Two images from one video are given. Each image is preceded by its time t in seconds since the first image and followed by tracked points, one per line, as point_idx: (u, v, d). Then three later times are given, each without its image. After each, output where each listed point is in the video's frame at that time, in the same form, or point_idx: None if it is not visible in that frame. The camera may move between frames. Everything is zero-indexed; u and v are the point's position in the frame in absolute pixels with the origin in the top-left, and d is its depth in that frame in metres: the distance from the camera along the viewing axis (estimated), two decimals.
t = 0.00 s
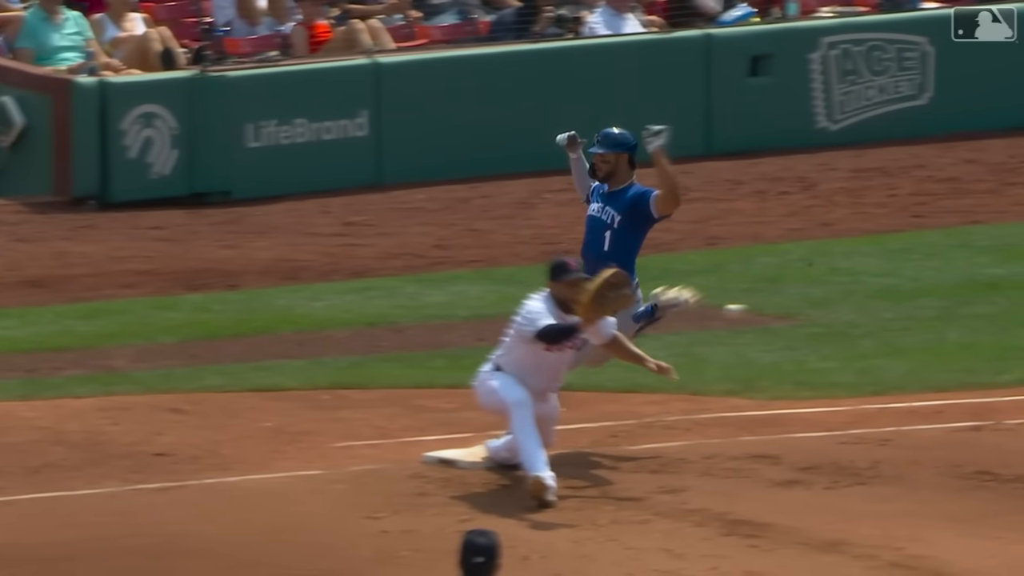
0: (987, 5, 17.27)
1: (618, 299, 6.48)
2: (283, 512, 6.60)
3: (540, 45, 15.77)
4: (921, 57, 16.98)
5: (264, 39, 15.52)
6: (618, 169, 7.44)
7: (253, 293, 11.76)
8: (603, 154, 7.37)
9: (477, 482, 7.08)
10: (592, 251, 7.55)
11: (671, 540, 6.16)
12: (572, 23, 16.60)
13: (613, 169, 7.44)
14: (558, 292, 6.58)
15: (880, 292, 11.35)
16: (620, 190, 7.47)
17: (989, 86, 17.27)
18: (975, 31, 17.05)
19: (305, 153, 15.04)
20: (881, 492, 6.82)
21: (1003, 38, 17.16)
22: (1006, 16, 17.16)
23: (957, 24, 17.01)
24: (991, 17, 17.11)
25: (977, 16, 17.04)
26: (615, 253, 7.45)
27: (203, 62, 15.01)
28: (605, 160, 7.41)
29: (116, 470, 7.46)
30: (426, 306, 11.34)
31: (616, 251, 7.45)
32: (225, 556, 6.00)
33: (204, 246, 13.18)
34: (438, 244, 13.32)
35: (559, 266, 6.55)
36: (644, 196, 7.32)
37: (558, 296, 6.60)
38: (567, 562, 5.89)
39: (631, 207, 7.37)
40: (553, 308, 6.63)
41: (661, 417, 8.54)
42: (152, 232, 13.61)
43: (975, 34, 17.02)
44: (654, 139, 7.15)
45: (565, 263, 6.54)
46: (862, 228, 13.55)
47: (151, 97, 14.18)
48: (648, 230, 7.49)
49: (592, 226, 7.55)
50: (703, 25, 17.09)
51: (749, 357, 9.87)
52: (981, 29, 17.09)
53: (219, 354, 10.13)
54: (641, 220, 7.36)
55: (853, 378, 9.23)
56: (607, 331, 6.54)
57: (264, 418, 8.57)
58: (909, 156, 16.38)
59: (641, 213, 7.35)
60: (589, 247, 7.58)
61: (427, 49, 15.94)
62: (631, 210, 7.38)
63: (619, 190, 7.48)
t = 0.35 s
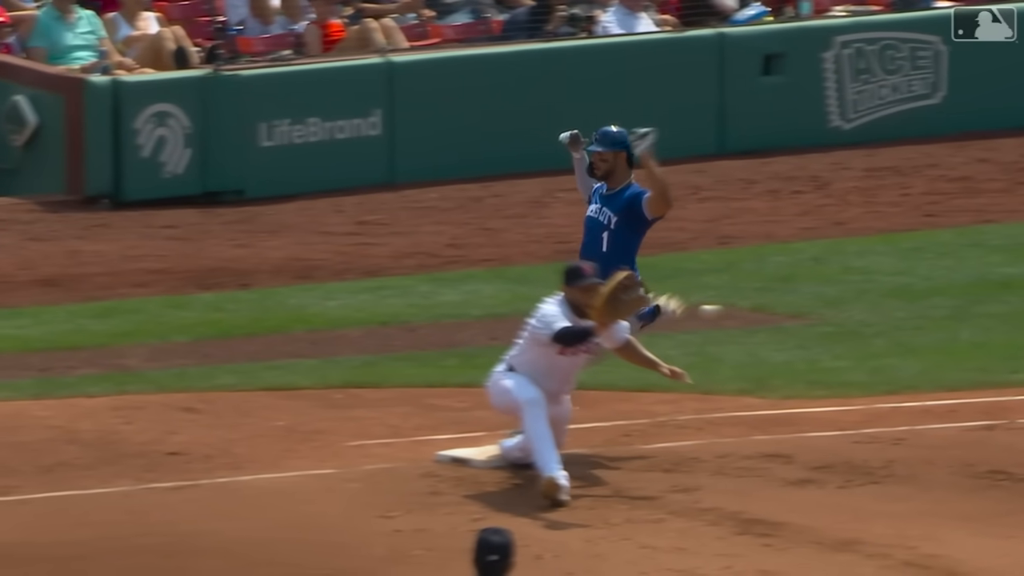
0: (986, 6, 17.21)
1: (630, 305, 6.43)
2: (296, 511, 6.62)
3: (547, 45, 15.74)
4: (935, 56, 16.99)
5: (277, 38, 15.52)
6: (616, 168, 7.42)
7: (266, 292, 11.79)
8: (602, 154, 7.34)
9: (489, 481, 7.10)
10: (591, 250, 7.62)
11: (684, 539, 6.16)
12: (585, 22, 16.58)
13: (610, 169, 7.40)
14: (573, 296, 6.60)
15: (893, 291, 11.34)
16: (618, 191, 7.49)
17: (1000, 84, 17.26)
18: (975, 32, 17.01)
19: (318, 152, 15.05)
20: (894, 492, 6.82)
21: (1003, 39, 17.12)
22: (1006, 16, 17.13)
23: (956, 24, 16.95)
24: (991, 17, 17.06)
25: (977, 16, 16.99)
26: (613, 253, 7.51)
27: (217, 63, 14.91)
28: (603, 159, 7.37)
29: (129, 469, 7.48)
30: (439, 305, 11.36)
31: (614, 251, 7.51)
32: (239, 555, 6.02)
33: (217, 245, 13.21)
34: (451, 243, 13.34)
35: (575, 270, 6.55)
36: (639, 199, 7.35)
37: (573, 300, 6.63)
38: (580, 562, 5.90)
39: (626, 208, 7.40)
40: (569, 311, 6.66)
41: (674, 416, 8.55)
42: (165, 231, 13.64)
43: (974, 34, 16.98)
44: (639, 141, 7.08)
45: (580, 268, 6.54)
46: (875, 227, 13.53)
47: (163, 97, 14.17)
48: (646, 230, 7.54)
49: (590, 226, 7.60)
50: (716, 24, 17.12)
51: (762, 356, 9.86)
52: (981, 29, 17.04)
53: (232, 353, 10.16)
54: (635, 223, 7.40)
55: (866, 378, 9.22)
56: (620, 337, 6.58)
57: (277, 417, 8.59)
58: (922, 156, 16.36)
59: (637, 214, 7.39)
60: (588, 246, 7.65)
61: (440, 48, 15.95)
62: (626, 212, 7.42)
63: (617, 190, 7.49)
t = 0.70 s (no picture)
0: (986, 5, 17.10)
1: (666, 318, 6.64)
2: (323, 508, 6.67)
3: (583, 41, 15.82)
4: (964, 54, 16.97)
5: (306, 36, 15.80)
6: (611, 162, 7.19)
7: (294, 290, 11.85)
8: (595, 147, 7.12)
9: (517, 479, 7.13)
10: (589, 252, 7.35)
11: (712, 537, 6.19)
12: (614, 20, 16.63)
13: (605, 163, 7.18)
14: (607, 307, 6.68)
15: (921, 289, 11.32)
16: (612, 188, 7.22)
17: None
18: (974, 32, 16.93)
19: (347, 149, 15.08)
20: (923, 489, 6.83)
21: (1003, 39, 16.99)
22: (1005, 16, 16.98)
23: (957, 24, 16.85)
24: (990, 18, 16.94)
25: (977, 16, 16.89)
26: (613, 253, 7.23)
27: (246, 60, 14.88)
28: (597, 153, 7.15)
29: (157, 466, 7.55)
30: (467, 303, 11.41)
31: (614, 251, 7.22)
32: (267, 552, 6.07)
33: (246, 243, 13.28)
34: (478, 241, 13.38)
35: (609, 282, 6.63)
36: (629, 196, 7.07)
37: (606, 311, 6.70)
38: (609, 559, 5.93)
39: (618, 207, 7.13)
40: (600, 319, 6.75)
41: (702, 413, 8.56)
42: (193, 229, 13.72)
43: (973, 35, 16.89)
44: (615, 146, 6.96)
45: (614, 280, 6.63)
46: (904, 225, 13.51)
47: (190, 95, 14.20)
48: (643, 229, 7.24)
49: (587, 228, 7.34)
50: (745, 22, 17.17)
51: (790, 354, 9.87)
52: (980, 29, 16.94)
53: (260, 351, 10.22)
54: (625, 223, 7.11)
55: (894, 375, 9.22)
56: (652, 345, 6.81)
57: (305, 414, 8.66)
58: (951, 153, 16.32)
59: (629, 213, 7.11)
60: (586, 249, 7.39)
61: (469, 45, 15.97)
62: (618, 210, 7.13)
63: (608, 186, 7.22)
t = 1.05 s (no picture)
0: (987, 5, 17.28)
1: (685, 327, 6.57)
2: (348, 507, 6.70)
3: (608, 40, 15.82)
4: (988, 52, 17.14)
5: (331, 35, 15.84)
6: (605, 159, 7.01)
7: (319, 288, 11.90)
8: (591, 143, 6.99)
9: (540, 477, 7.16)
10: (587, 251, 7.19)
11: (737, 535, 6.20)
12: (638, 18, 16.73)
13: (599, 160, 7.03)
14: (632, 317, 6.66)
15: (947, 287, 11.30)
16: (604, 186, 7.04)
17: None
18: (975, 31, 17.03)
19: (372, 147, 15.08)
20: (948, 487, 6.83)
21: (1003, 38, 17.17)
22: (1006, 16, 17.17)
23: (957, 24, 16.92)
24: (991, 17, 17.11)
25: (978, 15, 17.01)
26: (610, 253, 7.10)
27: (270, 58, 14.73)
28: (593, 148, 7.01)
29: (183, 464, 7.60)
30: (492, 301, 11.44)
31: (611, 250, 7.09)
32: (293, 551, 6.10)
33: (271, 241, 13.34)
34: (504, 240, 13.41)
35: (639, 293, 6.62)
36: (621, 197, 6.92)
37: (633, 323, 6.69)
38: (633, 558, 5.95)
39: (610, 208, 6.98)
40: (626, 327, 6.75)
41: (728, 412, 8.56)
42: (218, 227, 13.76)
43: (973, 34, 16.99)
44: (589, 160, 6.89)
45: (644, 292, 6.61)
46: (929, 223, 13.49)
47: (215, 93, 14.18)
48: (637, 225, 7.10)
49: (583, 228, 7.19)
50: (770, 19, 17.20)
51: (815, 352, 9.86)
52: (981, 29, 17.08)
53: (285, 349, 10.27)
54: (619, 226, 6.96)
55: (919, 373, 9.22)
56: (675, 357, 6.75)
57: (331, 412, 8.70)
58: (976, 152, 16.29)
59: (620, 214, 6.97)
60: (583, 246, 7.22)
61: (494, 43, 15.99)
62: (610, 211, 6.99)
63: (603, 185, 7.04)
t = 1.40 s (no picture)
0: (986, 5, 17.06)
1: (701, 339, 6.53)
2: (373, 504, 6.75)
3: (634, 37, 15.85)
4: (1015, 50, 17.11)
5: (357, 32, 15.91)
6: (599, 157, 7.09)
7: (345, 285, 11.95)
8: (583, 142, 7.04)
9: (568, 475, 7.19)
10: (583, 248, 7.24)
11: (763, 533, 6.22)
12: (665, 16, 16.74)
13: (593, 157, 7.09)
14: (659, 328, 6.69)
15: (973, 285, 11.28)
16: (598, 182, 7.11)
17: None
18: (975, 32, 16.90)
19: (398, 144, 15.11)
20: (974, 485, 6.84)
21: (1003, 38, 17.03)
22: (1006, 16, 16.96)
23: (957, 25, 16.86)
24: (991, 18, 16.92)
25: (977, 15, 16.86)
26: (604, 249, 7.13)
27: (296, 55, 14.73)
28: (585, 147, 7.07)
29: (209, 461, 7.66)
30: (518, 299, 11.46)
31: (605, 247, 7.13)
32: (319, 548, 6.15)
33: (297, 238, 13.40)
34: (530, 237, 13.44)
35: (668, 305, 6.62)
36: (610, 195, 6.94)
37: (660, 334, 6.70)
38: (659, 555, 5.97)
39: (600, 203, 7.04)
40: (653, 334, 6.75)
41: (754, 409, 8.56)
42: (245, 224, 13.82)
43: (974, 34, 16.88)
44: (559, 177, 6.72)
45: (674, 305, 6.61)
46: (956, 221, 13.46)
47: (241, 91, 14.20)
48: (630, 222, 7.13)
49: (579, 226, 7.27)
50: (795, 16, 17.21)
51: (841, 350, 9.86)
52: (980, 29, 16.92)
53: (311, 346, 10.33)
54: (606, 227, 6.97)
55: (945, 371, 9.21)
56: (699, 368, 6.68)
57: (358, 409, 8.76)
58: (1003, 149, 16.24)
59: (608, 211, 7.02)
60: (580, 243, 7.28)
61: (520, 41, 16.01)
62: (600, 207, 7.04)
63: (597, 182, 7.12)
